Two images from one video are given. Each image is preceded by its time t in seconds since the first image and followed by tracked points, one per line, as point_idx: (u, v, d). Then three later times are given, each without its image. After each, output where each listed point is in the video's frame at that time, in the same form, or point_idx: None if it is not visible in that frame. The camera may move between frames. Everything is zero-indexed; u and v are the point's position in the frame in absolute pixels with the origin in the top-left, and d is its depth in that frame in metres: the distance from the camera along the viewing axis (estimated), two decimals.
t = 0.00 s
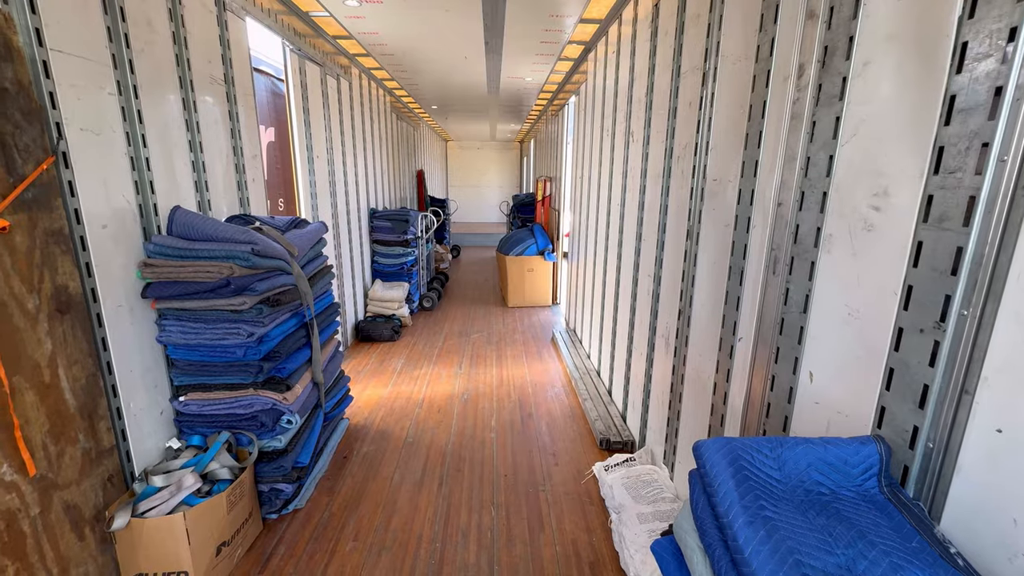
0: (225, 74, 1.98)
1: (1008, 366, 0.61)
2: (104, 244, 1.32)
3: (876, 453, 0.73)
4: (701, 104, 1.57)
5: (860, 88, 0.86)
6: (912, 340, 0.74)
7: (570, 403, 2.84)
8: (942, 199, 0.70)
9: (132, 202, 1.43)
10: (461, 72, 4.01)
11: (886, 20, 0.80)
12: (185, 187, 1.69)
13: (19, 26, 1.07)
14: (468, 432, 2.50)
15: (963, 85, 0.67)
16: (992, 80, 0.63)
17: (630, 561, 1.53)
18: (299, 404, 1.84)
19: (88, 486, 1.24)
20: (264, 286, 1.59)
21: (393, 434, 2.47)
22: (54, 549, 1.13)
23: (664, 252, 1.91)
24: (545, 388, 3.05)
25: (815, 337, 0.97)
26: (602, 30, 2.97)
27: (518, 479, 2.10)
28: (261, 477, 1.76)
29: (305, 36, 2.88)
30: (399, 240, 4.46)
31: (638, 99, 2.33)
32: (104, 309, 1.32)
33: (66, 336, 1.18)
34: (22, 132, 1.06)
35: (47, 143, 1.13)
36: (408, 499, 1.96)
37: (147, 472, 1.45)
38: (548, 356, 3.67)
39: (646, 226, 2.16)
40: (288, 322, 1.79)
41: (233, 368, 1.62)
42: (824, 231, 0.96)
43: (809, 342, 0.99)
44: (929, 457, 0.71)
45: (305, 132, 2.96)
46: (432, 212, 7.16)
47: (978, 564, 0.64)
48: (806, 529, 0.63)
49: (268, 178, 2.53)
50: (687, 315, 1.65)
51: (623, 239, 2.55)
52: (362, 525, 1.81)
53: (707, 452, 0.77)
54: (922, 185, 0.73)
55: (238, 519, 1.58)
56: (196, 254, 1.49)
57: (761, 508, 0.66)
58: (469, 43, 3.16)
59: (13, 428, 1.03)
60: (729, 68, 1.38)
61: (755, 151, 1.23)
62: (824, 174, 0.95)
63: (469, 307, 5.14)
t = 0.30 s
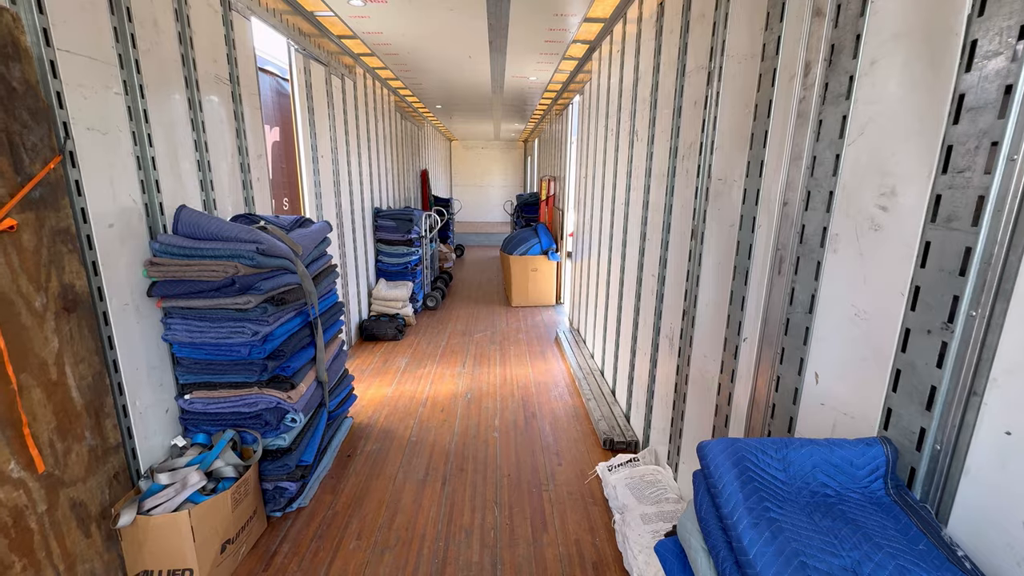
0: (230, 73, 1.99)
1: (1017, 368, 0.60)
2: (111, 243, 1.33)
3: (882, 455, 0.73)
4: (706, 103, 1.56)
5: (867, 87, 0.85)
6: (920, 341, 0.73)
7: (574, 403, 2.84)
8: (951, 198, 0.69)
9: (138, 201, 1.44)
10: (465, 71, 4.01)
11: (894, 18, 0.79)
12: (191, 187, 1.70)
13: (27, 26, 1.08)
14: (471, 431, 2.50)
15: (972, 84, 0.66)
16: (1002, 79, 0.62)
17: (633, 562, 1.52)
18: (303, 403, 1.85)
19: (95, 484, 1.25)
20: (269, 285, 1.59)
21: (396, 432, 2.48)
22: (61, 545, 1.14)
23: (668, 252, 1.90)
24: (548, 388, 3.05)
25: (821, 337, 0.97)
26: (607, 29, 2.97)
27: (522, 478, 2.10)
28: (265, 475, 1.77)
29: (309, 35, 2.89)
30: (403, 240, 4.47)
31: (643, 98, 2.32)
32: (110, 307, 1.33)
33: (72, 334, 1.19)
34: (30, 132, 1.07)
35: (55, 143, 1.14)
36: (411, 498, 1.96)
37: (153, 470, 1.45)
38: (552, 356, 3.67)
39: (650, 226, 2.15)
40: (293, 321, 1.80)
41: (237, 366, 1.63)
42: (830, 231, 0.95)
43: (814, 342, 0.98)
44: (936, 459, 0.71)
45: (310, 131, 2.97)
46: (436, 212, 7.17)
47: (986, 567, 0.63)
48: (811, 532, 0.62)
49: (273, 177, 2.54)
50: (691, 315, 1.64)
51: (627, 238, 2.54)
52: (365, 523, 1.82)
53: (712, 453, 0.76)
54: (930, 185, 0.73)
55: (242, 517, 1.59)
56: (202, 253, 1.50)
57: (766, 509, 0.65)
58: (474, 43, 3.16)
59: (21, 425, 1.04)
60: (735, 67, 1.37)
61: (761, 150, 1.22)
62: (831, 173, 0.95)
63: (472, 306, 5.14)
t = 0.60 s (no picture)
0: (235, 73, 1.99)
1: None
2: (117, 242, 1.34)
3: (889, 457, 0.72)
4: (711, 102, 1.56)
5: (875, 85, 0.84)
6: (928, 342, 0.73)
7: (578, 403, 2.84)
8: (960, 198, 0.68)
9: (144, 200, 1.45)
10: (469, 71, 4.01)
11: (902, 16, 0.79)
12: (196, 186, 1.71)
13: (34, 26, 1.09)
14: (475, 431, 2.50)
15: (982, 81, 0.65)
16: (1013, 77, 0.61)
17: (636, 563, 1.52)
18: (307, 402, 1.85)
19: (100, 481, 1.26)
20: (273, 284, 1.60)
21: (400, 432, 2.48)
22: (67, 542, 1.15)
23: (672, 252, 1.90)
24: (552, 388, 3.05)
25: (827, 338, 0.96)
26: (611, 28, 2.96)
27: (525, 478, 2.10)
28: (269, 474, 1.78)
29: (314, 35, 2.90)
30: (406, 239, 4.48)
31: (647, 97, 2.31)
32: (116, 306, 1.34)
33: (79, 333, 1.20)
34: (37, 131, 1.08)
35: (61, 142, 1.15)
36: (415, 497, 1.97)
37: (158, 468, 1.46)
38: (555, 355, 3.66)
39: (654, 225, 2.14)
40: (297, 320, 1.80)
41: (242, 365, 1.63)
42: (837, 231, 0.94)
43: (820, 343, 0.98)
44: (944, 462, 0.70)
45: (315, 130, 2.98)
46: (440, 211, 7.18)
47: (994, 571, 0.63)
48: (817, 534, 0.62)
49: (277, 176, 2.55)
50: (695, 315, 1.64)
51: (631, 238, 2.54)
52: (369, 522, 1.82)
53: (716, 454, 0.75)
54: (938, 185, 0.72)
55: (247, 515, 1.60)
56: (206, 252, 1.50)
57: (771, 511, 0.64)
58: (478, 42, 3.16)
59: (28, 423, 1.04)
60: (740, 65, 1.37)
61: (767, 149, 1.21)
62: (838, 172, 0.94)
63: (476, 306, 5.14)
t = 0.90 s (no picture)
0: (241, 73, 2.00)
1: None
2: (124, 241, 1.35)
3: (896, 459, 0.71)
4: (717, 101, 1.55)
5: (883, 83, 0.83)
6: (936, 343, 0.72)
7: (582, 403, 2.83)
8: (969, 197, 0.67)
9: (150, 199, 1.46)
10: (474, 70, 4.01)
11: (911, 14, 0.78)
12: (202, 185, 1.72)
13: (42, 27, 1.10)
14: (478, 430, 2.50)
15: (993, 79, 0.64)
16: None
17: (640, 564, 1.51)
18: (312, 401, 1.86)
19: (107, 479, 1.27)
20: (278, 284, 1.60)
21: (404, 431, 2.49)
22: (74, 539, 1.16)
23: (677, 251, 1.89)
24: (556, 388, 3.04)
25: (833, 339, 0.95)
26: (616, 27, 2.95)
27: (529, 478, 2.10)
28: (274, 471, 1.79)
29: (319, 35, 2.91)
30: (411, 239, 4.49)
31: (652, 96, 2.30)
32: (122, 304, 1.35)
33: (86, 331, 1.21)
34: (44, 131, 1.09)
35: (69, 142, 1.16)
36: (419, 496, 1.97)
37: (164, 465, 1.47)
38: (559, 355, 3.66)
39: (659, 225, 2.13)
40: (302, 319, 1.81)
41: (247, 364, 1.64)
42: (844, 231, 0.93)
43: (826, 344, 0.97)
44: (952, 464, 0.69)
45: (320, 130, 2.99)
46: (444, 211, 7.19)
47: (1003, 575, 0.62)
48: (823, 537, 0.61)
49: (282, 176, 2.56)
50: (700, 315, 1.63)
51: (636, 237, 2.53)
52: (373, 521, 1.82)
53: (721, 455, 0.75)
54: (948, 184, 0.71)
55: (252, 513, 1.61)
56: (212, 251, 1.51)
57: (776, 513, 0.64)
58: (482, 42, 3.16)
59: (36, 420, 1.05)
60: (747, 63, 1.36)
61: (773, 148, 1.21)
62: (845, 171, 0.93)
63: (480, 305, 5.14)
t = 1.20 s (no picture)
0: (245, 73, 2.01)
1: None
2: (129, 241, 1.36)
3: (902, 461, 0.71)
4: (722, 100, 1.54)
5: (890, 82, 0.83)
6: (943, 344, 0.71)
7: (585, 403, 2.83)
8: (977, 196, 0.67)
9: (156, 199, 1.47)
10: (477, 70, 4.01)
11: (918, 12, 0.77)
12: (207, 185, 1.73)
13: (49, 28, 1.11)
14: (482, 430, 2.50)
15: (1002, 77, 0.63)
16: None
17: (643, 565, 1.51)
18: (316, 400, 1.86)
19: (113, 476, 1.28)
20: (282, 283, 1.60)
21: (407, 430, 2.49)
22: (80, 536, 1.16)
23: (681, 251, 1.88)
24: (559, 387, 3.04)
25: (839, 339, 0.94)
26: (620, 27, 2.94)
27: (532, 478, 2.09)
28: (278, 470, 1.80)
29: (324, 35, 2.92)
30: (415, 238, 4.50)
31: (657, 95, 2.29)
32: (128, 303, 1.35)
33: (92, 330, 1.21)
34: (51, 131, 1.10)
35: (75, 142, 1.16)
36: (422, 495, 1.97)
37: (169, 464, 1.48)
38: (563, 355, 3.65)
39: (663, 224, 2.13)
40: (306, 318, 1.82)
41: (251, 363, 1.64)
42: (850, 231, 0.93)
43: (832, 344, 0.96)
44: (959, 466, 0.68)
45: (324, 130, 2.99)
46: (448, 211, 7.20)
47: None
48: (828, 539, 0.61)
49: (287, 175, 2.57)
50: (704, 315, 1.62)
51: (640, 237, 2.52)
52: (376, 520, 1.83)
53: (725, 456, 0.74)
54: (955, 183, 0.70)
55: (256, 511, 1.62)
56: (217, 251, 1.51)
57: (781, 515, 0.63)
58: (486, 41, 3.16)
59: (42, 418, 1.06)
60: (752, 62, 1.35)
61: (778, 147, 1.20)
62: (851, 171, 0.92)
63: (483, 305, 5.14)
